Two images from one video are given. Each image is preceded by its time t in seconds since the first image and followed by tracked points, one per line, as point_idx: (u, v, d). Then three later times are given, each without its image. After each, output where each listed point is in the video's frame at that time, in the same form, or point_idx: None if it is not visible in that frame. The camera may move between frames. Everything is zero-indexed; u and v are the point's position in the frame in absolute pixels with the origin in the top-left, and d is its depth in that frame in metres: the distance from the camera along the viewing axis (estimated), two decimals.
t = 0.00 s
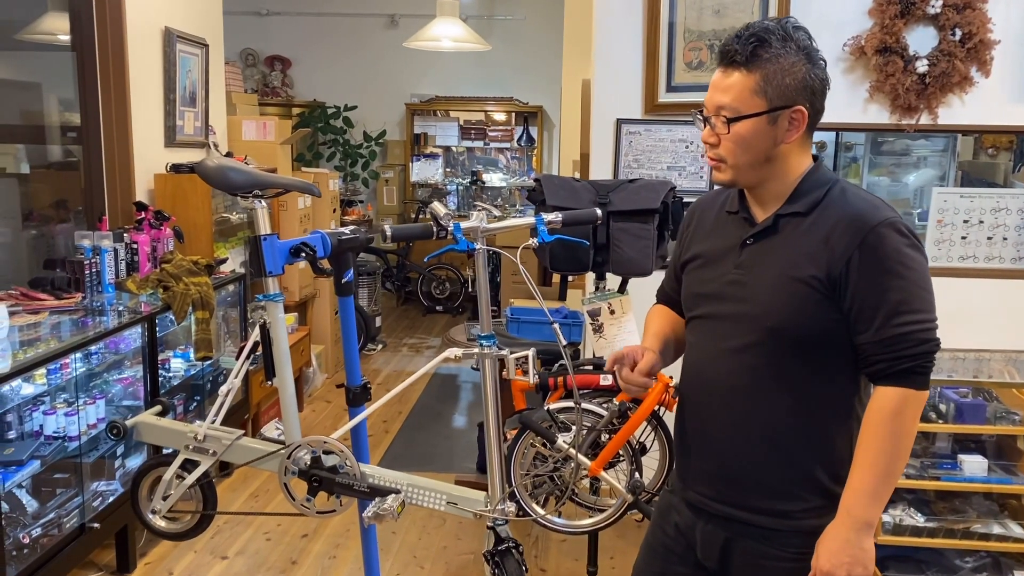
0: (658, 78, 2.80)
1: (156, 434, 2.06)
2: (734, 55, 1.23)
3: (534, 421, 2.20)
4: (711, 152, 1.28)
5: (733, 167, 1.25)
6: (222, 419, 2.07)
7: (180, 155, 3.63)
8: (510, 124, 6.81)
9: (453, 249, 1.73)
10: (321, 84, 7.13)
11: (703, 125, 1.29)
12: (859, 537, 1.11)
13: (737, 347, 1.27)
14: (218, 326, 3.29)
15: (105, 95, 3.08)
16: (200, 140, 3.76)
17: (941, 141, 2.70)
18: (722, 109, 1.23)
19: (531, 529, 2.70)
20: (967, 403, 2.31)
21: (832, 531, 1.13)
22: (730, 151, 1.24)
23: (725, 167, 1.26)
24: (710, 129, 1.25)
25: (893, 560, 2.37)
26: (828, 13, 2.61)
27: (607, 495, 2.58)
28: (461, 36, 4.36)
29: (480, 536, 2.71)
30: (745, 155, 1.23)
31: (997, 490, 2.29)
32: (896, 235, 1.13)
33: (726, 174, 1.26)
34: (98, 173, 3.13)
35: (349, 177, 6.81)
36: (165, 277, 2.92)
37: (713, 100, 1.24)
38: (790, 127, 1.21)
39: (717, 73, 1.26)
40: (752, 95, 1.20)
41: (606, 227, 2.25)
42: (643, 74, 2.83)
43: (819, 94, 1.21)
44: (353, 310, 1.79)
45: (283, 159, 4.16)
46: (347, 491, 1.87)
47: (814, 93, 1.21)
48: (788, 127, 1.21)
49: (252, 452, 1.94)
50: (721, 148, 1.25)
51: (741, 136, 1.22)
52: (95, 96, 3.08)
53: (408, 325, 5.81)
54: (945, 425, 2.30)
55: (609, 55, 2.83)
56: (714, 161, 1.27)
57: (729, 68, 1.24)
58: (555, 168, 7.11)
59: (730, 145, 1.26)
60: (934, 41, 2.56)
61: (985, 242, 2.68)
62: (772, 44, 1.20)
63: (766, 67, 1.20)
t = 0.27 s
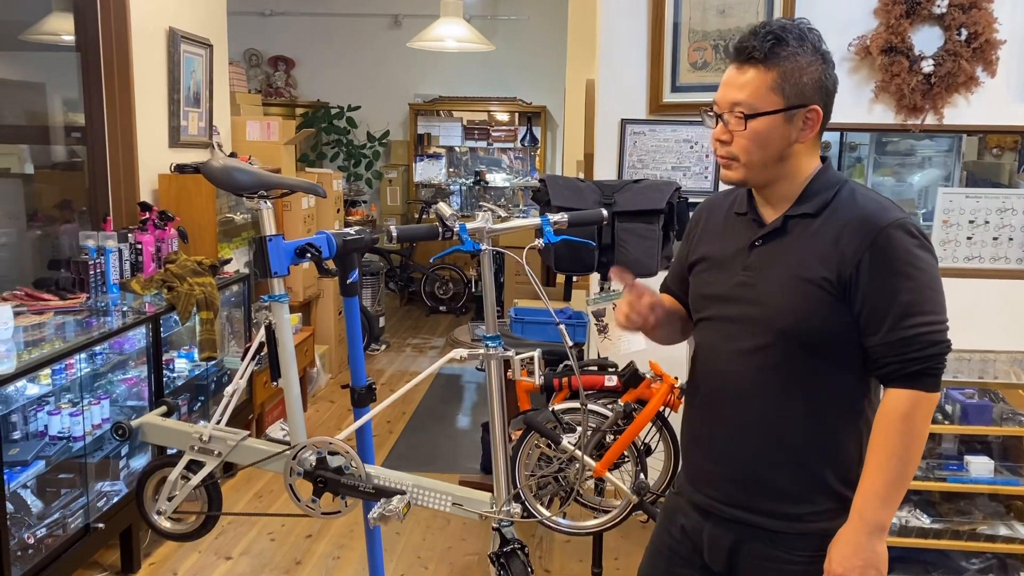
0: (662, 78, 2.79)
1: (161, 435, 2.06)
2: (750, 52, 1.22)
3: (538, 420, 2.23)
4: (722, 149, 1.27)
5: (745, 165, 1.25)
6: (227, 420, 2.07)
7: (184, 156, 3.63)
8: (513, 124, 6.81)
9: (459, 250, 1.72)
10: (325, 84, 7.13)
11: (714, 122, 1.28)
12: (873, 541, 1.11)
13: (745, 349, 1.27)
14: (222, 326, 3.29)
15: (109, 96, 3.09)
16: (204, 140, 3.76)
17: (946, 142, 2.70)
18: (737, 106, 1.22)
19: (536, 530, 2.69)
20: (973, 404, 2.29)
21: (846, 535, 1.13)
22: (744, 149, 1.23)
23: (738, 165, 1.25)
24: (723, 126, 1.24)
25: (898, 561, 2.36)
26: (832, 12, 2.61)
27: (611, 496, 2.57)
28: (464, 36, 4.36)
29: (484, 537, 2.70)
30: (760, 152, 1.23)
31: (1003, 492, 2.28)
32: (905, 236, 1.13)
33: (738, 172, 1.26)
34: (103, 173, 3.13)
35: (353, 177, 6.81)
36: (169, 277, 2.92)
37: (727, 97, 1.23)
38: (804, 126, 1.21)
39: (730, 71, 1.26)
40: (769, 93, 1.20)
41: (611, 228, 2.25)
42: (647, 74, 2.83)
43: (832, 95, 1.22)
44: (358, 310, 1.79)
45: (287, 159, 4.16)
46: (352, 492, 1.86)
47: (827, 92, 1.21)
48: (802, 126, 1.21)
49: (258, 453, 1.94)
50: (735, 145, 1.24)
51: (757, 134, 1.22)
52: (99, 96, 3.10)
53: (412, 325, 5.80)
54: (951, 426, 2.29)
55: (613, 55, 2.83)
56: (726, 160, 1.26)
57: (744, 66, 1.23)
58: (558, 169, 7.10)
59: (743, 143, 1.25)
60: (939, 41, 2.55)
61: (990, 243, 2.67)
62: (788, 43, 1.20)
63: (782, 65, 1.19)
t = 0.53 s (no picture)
0: (667, 77, 2.79)
1: (167, 435, 2.06)
2: (760, 48, 1.21)
3: (545, 423, 2.17)
4: (733, 146, 1.24)
5: (759, 162, 1.23)
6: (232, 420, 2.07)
7: (188, 156, 3.63)
8: (516, 124, 6.81)
9: (466, 250, 1.73)
10: (328, 84, 7.13)
11: (724, 119, 1.26)
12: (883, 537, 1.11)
13: (754, 349, 1.26)
14: (226, 326, 3.29)
15: (114, 96, 3.09)
16: (208, 140, 3.77)
17: (952, 141, 2.68)
18: (751, 103, 1.20)
19: (541, 530, 2.69)
20: (981, 404, 2.28)
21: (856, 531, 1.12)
22: (759, 145, 1.21)
23: (751, 162, 1.23)
24: (736, 123, 1.22)
25: (904, 562, 2.36)
26: (837, 12, 2.61)
27: (616, 496, 2.57)
28: (468, 36, 4.36)
29: (488, 537, 2.70)
30: (774, 148, 1.21)
31: (1010, 493, 2.27)
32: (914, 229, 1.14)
33: (752, 169, 1.24)
34: (107, 173, 3.13)
35: (356, 177, 6.82)
36: (173, 277, 2.93)
37: (739, 94, 1.21)
38: (816, 121, 1.21)
39: (739, 67, 1.24)
40: (783, 88, 1.19)
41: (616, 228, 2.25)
42: (652, 74, 2.82)
43: (840, 90, 1.22)
44: (363, 310, 1.79)
45: (291, 159, 4.16)
46: (358, 492, 1.86)
47: (835, 88, 1.22)
48: (813, 121, 1.21)
49: (263, 453, 1.94)
50: (747, 141, 1.22)
51: (772, 130, 1.20)
52: (103, 97, 3.11)
53: (416, 325, 5.81)
54: (957, 426, 2.28)
55: (618, 55, 2.83)
56: (737, 157, 1.24)
57: (754, 62, 1.21)
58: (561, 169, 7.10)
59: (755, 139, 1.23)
60: (945, 41, 2.54)
61: (996, 243, 2.66)
62: (797, 39, 1.19)
63: (793, 61, 1.19)
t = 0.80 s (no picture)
0: (671, 78, 2.79)
1: (170, 436, 2.06)
2: (773, 47, 1.20)
3: (548, 424, 2.15)
4: (743, 144, 1.23)
5: (769, 161, 1.22)
6: (235, 421, 2.07)
7: (191, 156, 3.64)
8: (519, 124, 6.81)
9: (470, 251, 1.72)
10: (331, 85, 7.14)
11: (732, 118, 1.25)
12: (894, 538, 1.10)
13: (760, 351, 1.26)
14: (230, 326, 3.30)
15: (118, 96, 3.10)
16: (212, 141, 3.77)
17: (955, 141, 2.68)
18: (763, 100, 1.20)
19: (544, 531, 2.69)
20: (985, 406, 2.28)
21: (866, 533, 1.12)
22: (771, 143, 1.20)
23: (761, 160, 1.23)
24: (747, 121, 1.22)
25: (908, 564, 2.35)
26: (841, 12, 2.60)
27: (619, 497, 2.57)
28: (472, 37, 4.36)
29: (492, 538, 2.70)
30: (785, 146, 1.21)
31: (1015, 494, 2.27)
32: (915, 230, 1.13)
33: (761, 167, 1.23)
34: (111, 174, 3.14)
35: (359, 177, 6.82)
36: (177, 278, 2.93)
37: (751, 91, 1.21)
38: (824, 122, 1.22)
39: (747, 66, 1.24)
40: (795, 87, 1.18)
41: (620, 229, 2.24)
42: (655, 74, 2.82)
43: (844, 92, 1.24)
44: (367, 311, 1.79)
45: (294, 160, 4.17)
46: (361, 493, 1.86)
47: (841, 90, 1.23)
48: (821, 122, 1.22)
49: (267, 454, 1.95)
50: (758, 139, 1.22)
51: (783, 128, 1.20)
52: (107, 98, 3.11)
53: (419, 326, 5.81)
54: (962, 428, 2.28)
55: (621, 56, 2.83)
56: (745, 156, 1.24)
57: (765, 60, 1.21)
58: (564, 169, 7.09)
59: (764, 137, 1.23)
60: (949, 41, 2.54)
61: (1001, 243, 2.65)
62: (807, 39, 1.20)
63: (804, 61, 1.19)
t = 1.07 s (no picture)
0: (673, 79, 2.79)
1: (173, 437, 2.06)
2: (792, 45, 1.21)
3: (549, 424, 2.15)
4: (761, 140, 1.23)
5: (786, 158, 1.22)
6: (238, 423, 2.07)
7: (194, 157, 3.64)
8: (522, 125, 6.81)
9: (472, 253, 1.72)
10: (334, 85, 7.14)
11: (747, 114, 1.24)
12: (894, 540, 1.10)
13: (765, 353, 1.25)
14: (232, 327, 3.30)
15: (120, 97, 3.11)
16: (215, 142, 3.77)
17: (958, 142, 2.67)
18: (786, 97, 1.20)
19: (545, 532, 2.69)
20: (988, 407, 2.27)
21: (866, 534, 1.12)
22: (791, 138, 1.21)
23: (778, 157, 1.23)
24: (767, 117, 1.21)
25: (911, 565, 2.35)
26: (844, 13, 2.60)
27: (621, 498, 2.56)
28: (474, 37, 4.36)
29: (494, 539, 2.70)
30: (803, 143, 1.22)
31: (1018, 496, 2.26)
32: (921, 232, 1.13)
33: (779, 164, 1.23)
34: (114, 175, 3.15)
35: (362, 177, 6.82)
36: (180, 279, 2.93)
37: (772, 87, 1.21)
38: (835, 123, 1.24)
39: (761, 64, 1.24)
40: (814, 85, 1.20)
41: (622, 230, 2.24)
42: (658, 75, 2.82)
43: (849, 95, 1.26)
44: (369, 313, 1.79)
45: (297, 161, 4.17)
46: (364, 495, 1.86)
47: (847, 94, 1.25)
48: (833, 123, 1.24)
49: (269, 456, 1.95)
50: (778, 136, 1.22)
51: (803, 125, 1.20)
52: (110, 99, 3.12)
53: (421, 326, 5.81)
54: (964, 429, 2.27)
55: (624, 56, 2.83)
56: (762, 152, 1.23)
57: (785, 58, 1.21)
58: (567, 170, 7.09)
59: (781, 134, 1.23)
60: (952, 41, 2.53)
61: (1004, 244, 2.65)
62: (821, 40, 1.22)
63: (820, 62, 1.21)
